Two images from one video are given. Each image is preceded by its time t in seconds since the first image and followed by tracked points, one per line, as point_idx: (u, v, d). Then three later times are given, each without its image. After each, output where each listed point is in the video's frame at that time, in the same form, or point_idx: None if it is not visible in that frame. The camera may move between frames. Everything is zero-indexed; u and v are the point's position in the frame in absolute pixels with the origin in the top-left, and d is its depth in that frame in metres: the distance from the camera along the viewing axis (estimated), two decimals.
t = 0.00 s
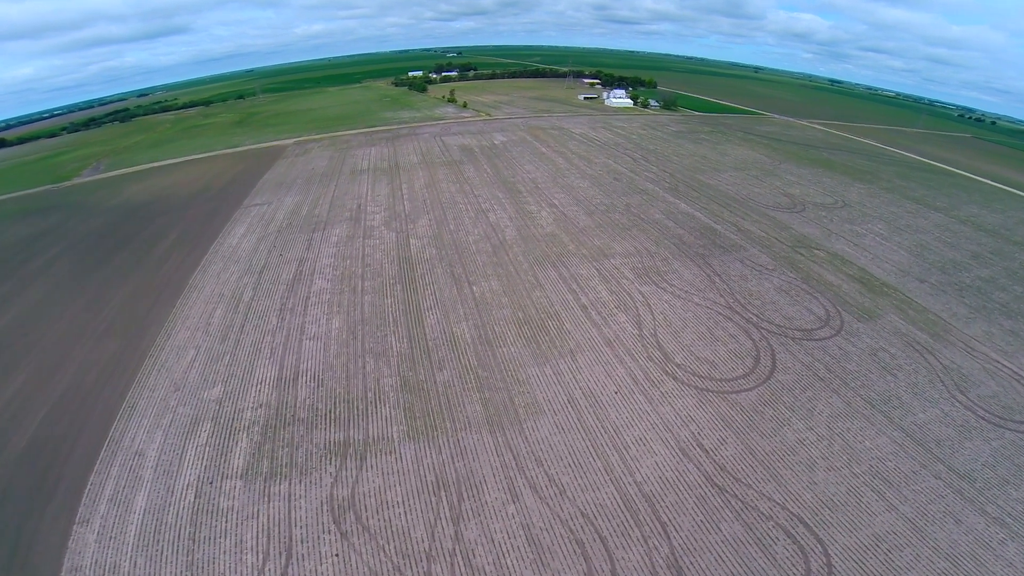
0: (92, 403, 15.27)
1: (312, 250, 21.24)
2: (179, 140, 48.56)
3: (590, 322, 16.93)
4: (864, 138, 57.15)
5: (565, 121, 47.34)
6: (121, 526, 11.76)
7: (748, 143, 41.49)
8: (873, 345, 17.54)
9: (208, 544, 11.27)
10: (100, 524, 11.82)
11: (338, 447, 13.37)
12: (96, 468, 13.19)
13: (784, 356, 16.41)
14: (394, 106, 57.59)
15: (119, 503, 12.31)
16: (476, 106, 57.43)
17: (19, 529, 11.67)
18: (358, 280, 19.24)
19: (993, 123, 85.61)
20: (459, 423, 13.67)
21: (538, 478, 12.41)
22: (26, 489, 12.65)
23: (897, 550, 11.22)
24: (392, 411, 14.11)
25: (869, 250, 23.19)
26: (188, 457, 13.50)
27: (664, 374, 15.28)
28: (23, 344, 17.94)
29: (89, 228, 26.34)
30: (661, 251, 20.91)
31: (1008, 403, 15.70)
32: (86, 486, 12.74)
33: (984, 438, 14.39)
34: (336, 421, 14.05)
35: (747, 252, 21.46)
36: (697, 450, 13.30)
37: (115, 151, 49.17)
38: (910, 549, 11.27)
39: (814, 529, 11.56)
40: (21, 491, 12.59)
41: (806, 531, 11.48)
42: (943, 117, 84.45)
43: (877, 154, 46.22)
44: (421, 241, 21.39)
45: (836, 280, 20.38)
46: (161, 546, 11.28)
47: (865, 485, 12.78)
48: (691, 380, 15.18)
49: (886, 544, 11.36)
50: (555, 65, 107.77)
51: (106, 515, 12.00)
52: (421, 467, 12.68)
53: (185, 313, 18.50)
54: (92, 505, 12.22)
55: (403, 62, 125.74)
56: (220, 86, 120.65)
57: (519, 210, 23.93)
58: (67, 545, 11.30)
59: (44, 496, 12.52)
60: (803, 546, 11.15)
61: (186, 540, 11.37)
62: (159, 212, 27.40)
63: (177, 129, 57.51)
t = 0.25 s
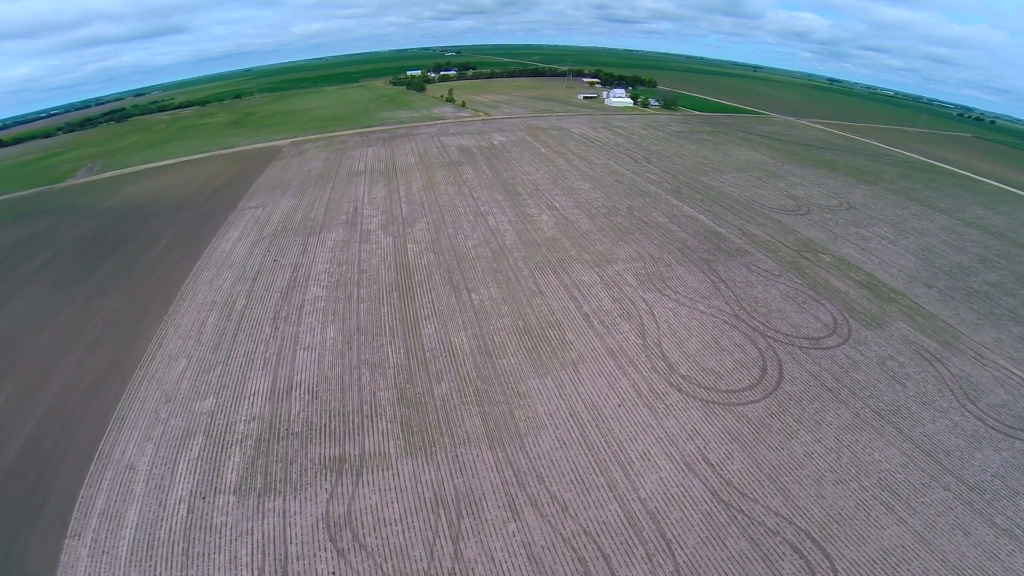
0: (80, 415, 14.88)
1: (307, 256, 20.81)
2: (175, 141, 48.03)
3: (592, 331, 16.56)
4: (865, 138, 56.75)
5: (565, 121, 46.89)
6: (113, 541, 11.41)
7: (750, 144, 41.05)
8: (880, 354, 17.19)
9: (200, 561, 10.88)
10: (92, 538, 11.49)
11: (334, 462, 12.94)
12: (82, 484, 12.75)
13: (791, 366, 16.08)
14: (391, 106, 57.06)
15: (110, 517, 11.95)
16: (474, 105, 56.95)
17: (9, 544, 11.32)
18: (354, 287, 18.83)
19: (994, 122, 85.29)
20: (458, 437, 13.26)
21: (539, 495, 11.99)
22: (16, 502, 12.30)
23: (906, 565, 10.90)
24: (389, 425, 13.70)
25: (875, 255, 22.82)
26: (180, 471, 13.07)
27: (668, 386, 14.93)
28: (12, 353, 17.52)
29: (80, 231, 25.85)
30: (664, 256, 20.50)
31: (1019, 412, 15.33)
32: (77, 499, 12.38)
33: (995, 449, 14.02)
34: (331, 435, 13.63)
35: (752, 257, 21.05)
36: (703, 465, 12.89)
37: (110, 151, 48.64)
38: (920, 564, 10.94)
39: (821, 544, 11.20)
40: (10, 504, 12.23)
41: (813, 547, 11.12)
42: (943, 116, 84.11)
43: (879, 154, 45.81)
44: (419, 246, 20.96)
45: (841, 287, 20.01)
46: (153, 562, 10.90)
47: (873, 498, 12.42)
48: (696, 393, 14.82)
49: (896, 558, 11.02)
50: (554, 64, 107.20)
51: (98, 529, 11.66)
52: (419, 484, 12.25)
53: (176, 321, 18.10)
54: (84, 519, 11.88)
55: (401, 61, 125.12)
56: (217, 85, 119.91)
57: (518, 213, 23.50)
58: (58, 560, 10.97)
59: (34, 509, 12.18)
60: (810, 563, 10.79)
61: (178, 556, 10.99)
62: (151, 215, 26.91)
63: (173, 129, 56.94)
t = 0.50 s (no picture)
0: (72, 426, 14.54)
1: (303, 262, 20.45)
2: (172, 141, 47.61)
3: (595, 342, 16.22)
4: (868, 139, 56.30)
5: (565, 121, 46.46)
6: (105, 557, 11.08)
7: (753, 145, 40.63)
8: (890, 364, 16.83)
9: None
10: (85, 552, 11.20)
11: (330, 477, 12.58)
12: (69, 500, 12.37)
13: (800, 378, 15.75)
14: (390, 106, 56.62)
15: (103, 530, 11.65)
16: (474, 105, 56.52)
17: None
18: (351, 295, 18.49)
19: (995, 122, 84.81)
20: (457, 453, 12.90)
21: (541, 513, 11.63)
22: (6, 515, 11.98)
23: None
24: (386, 440, 13.35)
25: (881, 261, 22.45)
26: (173, 484, 12.72)
27: (674, 399, 14.60)
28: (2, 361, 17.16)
29: (74, 235, 25.47)
30: (667, 262, 20.13)
31: None
32: (69, 512, 12.06)
33: (1007, 460, 13.66)
34: (328, 450, 13.28)
35: (758, 263, 20.68)
36: (709, 481, 12.53)
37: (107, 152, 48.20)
38: None
39: (830, 560, 10.87)
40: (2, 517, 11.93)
41: (823, 564, 10.79)
42: (944, 116, 83.66)
43: (882, 155, 45.37)
44: (417, 252, 20.60)
45: (847, 294, 19.66)
46: None
47: (883, 512, 12.08)
48: (702, 406, 14.48)
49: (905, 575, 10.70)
50: (554, 64, 106.69)
51: (91, 543, 11.36)
52: (418, 501, 11.89)
53: (169, 330, 17.78)
54: (77, 533, 11.58)
55: (400, 61, 124.66)
56: (216, 85, 119.47)
57: (519, 217, 23.13)
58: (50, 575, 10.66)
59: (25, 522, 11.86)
60: None
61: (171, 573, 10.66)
62: (146, 218, 26.53)
63: (170, 130, 56.52)
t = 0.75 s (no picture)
0: (64, 434, 14.27)
1: (300, 267, 20.13)
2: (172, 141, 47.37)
3: (599, 353, 15.87)
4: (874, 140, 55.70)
5: (568, 122, 46.06)
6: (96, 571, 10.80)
7: (757, 146, 40.13)
8: (901, 376, 16.44)
9: None
10: (77, 564, 10.94)
11: (326, 492, 12.26)
12: (56, 513, 12.07)
13: (809, 390, 15.39)
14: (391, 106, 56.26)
15: (95, 543, 11.38)
16: (476, 105, 56.14)
17: None
18: (348, 302, 18.15)
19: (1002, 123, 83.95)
20: (457, 468, 12.57)
21: (543, 531, 11.27)
22: None
23: None
24: (384, 454, 13.03)
25: (890, 268, 22.04)
26: (166, 496, 12.42)
27: (680, 413, 14.26)
28: None
29: (70, 238, 25.20)
30: (672, 269, 19.74)
31: None
32: (61, 524, 11.81)
33: (1021, 475, 13.24)
34: (324, 463, 12.97)
35: (765, 270, 20.28)
36: (715, 497, 12.17)
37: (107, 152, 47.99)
38: None
39: None
40: None
41: None
42: (949, 117, 82.94)
43: (889, 157, 44.83)
44: (416, 258, 20.25)
45: (855, 303, 19.29)
46: None
47: (892, 527, 11.73)
48: (709, 420, 14.13)
49: None
50: (556, 63, 106.21)
51: (83, 555, 11.11)
52: (416, 518, 11.55)
53: (163, 338, 17.51)
54: (70, 545, 11.34)
55: (402, 60, 124.24)
56: (218, 84, 119.29)
57: (520, 221, 22.77)
58: None
59: (16, 533, 11.61)
60: None
61: None
62: (143, 220, 26.25)
63: (170, 130, 56.25)
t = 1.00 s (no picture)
0: (56, 443, 13.97)
1: (296, 273, 19.78)
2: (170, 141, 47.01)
3: (603, 364, 15.52)
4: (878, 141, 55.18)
5: (570, 122, 45.62)
6: None
7: (762, 147, 39.66)
8: (911, 387, 16.05)
9: None
10: None
11: (322, 507, 11.92)
12: (48, 525, 11.78)
13: (818, 403, 15.04)
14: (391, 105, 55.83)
15: (87, 556, 11.09)
16: (477, 105, 55.68)
17: None
18: (345, 310, 17.81)
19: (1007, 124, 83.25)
20: (457, 484, 12.23)
21: (544, 550, 10.92)
22: None
23: None
24: (381, 469, 12.69)
25: (897, 276, 21.68)
26: (160, 509, 12.11)
27: (686, 427, 13.91)
28: None
29: (64, 240, 24.85)
30: (677, 275, 19.34)
31: None
32: (53, 536, 11.52)
33: None
34: (321, 478, 12.64)
35: (771, 277, 19.90)
36: (722, 513, 11.81)
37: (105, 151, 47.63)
38: None
39: None
40: None
41: None
42: (954, 117, 82.28)
43: (894, 159, 44.32)
44: (415, 263, 19.88)
45: (862, 313, 18.94)
46: None
47: (901, 543, 11.39)
48: (716, 434, 13.77)
49: None
50: (558, 62, 105.60)
51: (75, 569, 10.82)
52: (414, 535, 11.21)
53: (157, 346, 17.27)
54: (62, 557, 11.05)
55: (403, 58, 123.68)
56: (218, 82, 118.88)
57: (521, 225, 22.39)
58: None
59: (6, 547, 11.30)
60: None
61: None
62: (138, 223, 25.92)
63: (169, 129, 55.89)
